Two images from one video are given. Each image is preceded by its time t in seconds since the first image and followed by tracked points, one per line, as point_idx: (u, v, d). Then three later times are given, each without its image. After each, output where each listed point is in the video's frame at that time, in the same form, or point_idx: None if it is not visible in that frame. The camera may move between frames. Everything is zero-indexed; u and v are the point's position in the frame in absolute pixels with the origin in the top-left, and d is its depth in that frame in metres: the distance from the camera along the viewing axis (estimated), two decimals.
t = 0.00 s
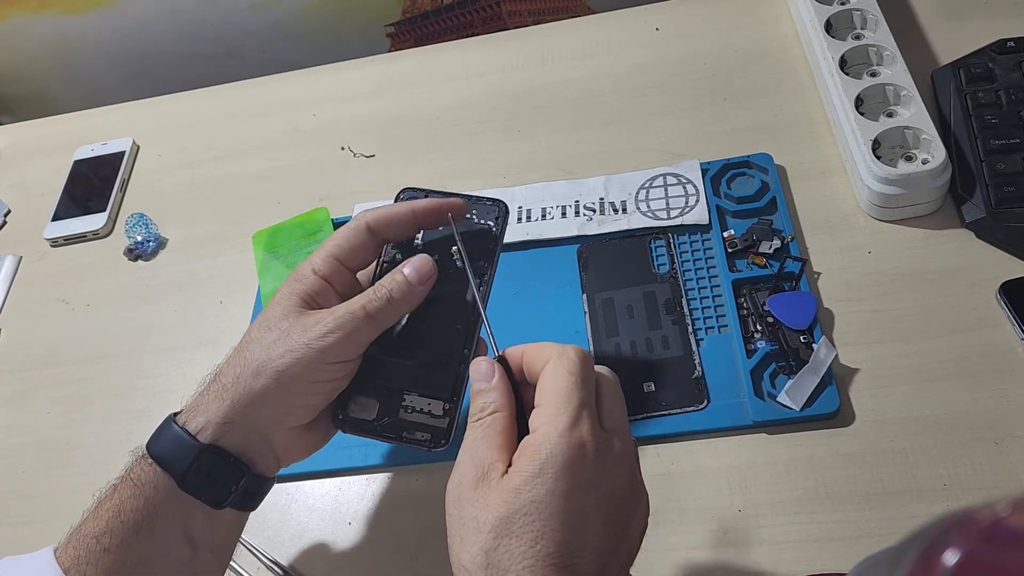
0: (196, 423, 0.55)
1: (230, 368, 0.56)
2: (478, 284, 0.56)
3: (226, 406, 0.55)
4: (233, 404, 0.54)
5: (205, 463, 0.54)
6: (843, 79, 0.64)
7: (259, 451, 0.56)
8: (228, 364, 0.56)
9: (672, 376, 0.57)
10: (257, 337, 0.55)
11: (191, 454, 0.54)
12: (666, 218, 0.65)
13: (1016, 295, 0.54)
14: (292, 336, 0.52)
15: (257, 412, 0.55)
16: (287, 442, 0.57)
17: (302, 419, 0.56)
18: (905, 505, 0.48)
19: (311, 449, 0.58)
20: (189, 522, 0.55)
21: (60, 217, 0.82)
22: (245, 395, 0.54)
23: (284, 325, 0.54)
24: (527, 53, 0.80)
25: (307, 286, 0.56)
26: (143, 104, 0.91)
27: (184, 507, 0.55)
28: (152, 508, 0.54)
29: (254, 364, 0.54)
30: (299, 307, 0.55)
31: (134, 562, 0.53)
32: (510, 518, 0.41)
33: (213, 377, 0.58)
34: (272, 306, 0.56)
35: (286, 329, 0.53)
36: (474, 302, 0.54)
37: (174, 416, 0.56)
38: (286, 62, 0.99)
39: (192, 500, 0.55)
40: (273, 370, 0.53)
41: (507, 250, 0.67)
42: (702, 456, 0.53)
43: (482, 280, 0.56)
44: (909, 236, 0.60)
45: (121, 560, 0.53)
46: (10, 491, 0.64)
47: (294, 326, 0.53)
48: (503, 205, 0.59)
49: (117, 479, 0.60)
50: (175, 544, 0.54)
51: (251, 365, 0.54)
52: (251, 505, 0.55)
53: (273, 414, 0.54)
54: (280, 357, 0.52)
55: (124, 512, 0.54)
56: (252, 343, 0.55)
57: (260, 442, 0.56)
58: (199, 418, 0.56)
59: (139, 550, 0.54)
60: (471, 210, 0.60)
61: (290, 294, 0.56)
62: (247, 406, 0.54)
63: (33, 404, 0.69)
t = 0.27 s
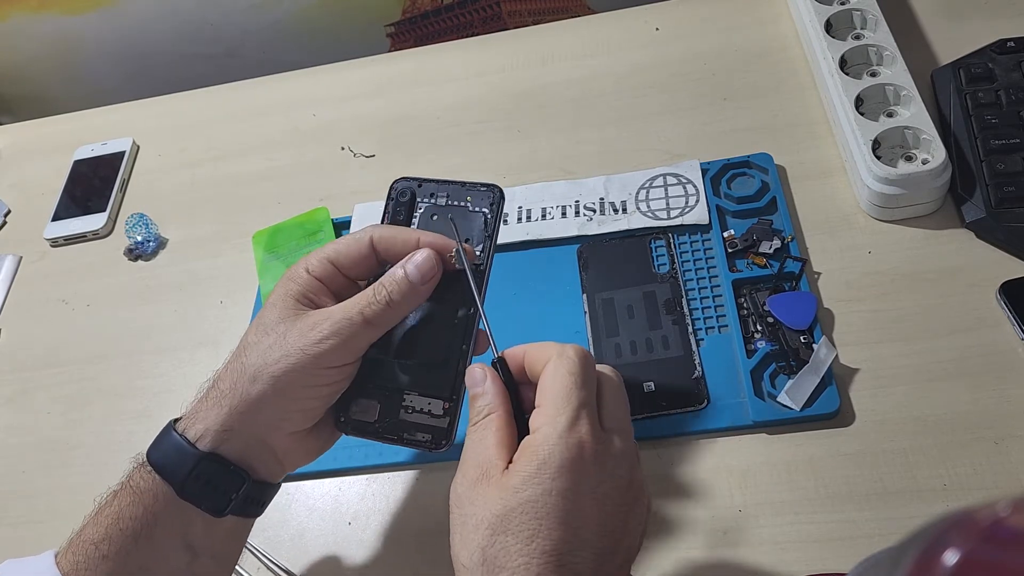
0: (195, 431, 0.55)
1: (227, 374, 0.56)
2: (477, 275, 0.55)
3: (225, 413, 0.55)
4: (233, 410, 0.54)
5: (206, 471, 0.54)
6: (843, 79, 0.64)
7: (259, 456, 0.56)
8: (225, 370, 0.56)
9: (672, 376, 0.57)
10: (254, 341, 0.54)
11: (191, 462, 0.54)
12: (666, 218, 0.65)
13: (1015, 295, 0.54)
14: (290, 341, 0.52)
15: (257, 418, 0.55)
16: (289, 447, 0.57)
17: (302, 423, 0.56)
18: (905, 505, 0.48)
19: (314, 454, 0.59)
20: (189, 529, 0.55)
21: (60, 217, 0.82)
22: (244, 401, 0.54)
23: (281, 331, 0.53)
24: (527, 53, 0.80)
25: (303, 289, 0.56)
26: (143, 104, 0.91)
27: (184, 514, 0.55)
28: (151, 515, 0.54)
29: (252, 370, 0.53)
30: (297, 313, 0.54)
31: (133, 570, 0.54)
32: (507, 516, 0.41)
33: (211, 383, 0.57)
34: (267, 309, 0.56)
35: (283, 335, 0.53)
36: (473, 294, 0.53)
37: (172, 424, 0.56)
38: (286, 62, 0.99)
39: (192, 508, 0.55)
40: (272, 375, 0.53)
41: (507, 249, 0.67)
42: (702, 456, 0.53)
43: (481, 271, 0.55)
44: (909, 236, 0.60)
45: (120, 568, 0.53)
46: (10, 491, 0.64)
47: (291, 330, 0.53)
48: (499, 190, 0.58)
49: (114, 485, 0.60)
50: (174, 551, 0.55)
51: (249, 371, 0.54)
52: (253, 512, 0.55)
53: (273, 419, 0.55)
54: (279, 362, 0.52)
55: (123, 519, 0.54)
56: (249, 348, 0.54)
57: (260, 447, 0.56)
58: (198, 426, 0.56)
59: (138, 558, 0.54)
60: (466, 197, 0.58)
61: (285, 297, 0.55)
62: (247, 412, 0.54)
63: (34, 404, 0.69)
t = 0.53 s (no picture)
0: (200, 436, 0.56)
1: (231, 378, 0.55)
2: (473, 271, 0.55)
3: (229, 418, 0.55)
4: (237, 416, 0.54)
5: (209, 476, 0.54)
6: (843, 79, 0.64)
7: (264, 461, 0.56)
8: (229, 374, 0.56)
9: (672, 377, 0.57)
10: (259, 346, 0.54)
11: (194, 467, 0.54)
12: (666, 218, 0.65)
13: (1016, 295, 0.54)
14: (295, 347, 0.52)
15: (262, 424, 0.55)
16: (295, 452, 0.57)
17: (308, 428, 0.56)
18: (905, 505, 0.48)
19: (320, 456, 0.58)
20: (192, 534, 0.56)
21: (60, 217, 0.82)
22: (249, 407, 0.54)
23: (286, 337, 0.53)
24: (527, 53, 0.80)
25: (302, 290, 0.55)
26: (143, 104, 0.91)
27: (186, 519, 0.55)
28: (153, 520, 0.54)
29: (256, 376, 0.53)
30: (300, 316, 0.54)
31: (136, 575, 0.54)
32: (504, 516, 0.41)
33: (215, 387, 0.57)
34: (269, 310, 0.55)
35: (288, 342, 0.53)
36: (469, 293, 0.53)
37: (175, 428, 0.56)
38: (286, 62, 0.99)
39: (194, 512, 0.55)
40: (276, 381, 0.53)
41: (507, 249, 0.67)
42: (702, 456, 0.53)
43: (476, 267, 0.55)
44: (909, 236, 0.60)
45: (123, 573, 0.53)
46: (10, 491, 0.64)
47: (296, 335, 0.52)
48: (491, 182, 0.57)
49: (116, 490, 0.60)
50: (176, 556, 0.55)
51: (253, 377, 0.53)
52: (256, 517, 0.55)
53: (278, 426, 0.54)
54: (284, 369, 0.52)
55: (126, 524, 0.54)
56: (254, 354, 0.54)
57: (265, 452, 0.56)
58: (202, 431, 0.56)
59: (141, 563, 0.54)
60: (459, 190, 0.58)
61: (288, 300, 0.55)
62: (252, 417, 0.54)
63: (34, 404, 0.69)
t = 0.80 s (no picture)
0: (200, 437, 0.55)
1: (230, 379, 0.55)
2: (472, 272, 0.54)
3: (227, 419, 0.55)
4: (236, 416, 0.54)
5: (209, 479, 0.54)
6: (843, 78, 0.64)
7: (264, 462, 0.56)
8: (228, 375, 0.56)
9: (672, 377, 0.57)
10: (258, 346, 0.54)
11: (194, 469, 0.54)
12: (665, 218, 0.65)
13: (1015, 295, 0.54)
14: (293, 345, 0.52)
15: (261, 424, 0.54)
16: (296, 452, 0.57)
17: (308, 428, 0.56)
18: (905, 505, 0.48)
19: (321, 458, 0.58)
20: (192, 535, 0.55)
21: (60, 217, 0.82)
22: (248, 407, 0.54)
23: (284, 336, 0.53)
24: (527, 53, 0.80)
25: (302, 292, 0.55)
26: (143, 104, 0.91)
27: (186, 521, 0.55)
28: (154, 522, 0.54)
29: (255, 375, 0.53)
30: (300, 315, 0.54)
31: None
32: (498, 517, 0.41)
33: (214, 388, 0.57)
34: (269, 312, 0.55)
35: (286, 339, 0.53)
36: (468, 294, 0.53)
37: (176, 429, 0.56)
38: (286, 62, 0.99)
39: (194, 514, 0.55)
40: (275, 380, 0.52)
41: (507, 250, 0.67)
42: (702, 456, 0.53)
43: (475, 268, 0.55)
44: (909, 237, 0.60)
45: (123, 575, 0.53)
46: (9, 491, 0.64)
47: (294, 334, 0.52)
48: (492, 185, 0.57)
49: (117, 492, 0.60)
50: (176, 558, 0.55)
51: (252, 376, 0.53)
52: (256, 519, 0.55)
53: (277, 425, 0.54)
54: (282, 366, 0.52)
55: (126, 526, 0.54)
56: (253, 353, 0.54)
57: (265, 453, 0.56)
58: (202, 432, 0.55)
59: (140, 565, 0.54)
60: (459, 192, 0.58)
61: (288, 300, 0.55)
62: (251, 417, 0.54)
63: (34, 404, 0.69)
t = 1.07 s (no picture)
0: (195, 433, 0.56)
1: (228, 375, 0.56)
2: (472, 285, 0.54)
3: (222, 415, 0.55)
4: (230, 411, 0.55)
5: (206, 475, 0.54)
6: (843, 79, 0.64)
7: (261, 460, 0.57)
8: (226, 372, 0.57)
9: (671, 377, 0.57)
10: (253, 341, 0.55)
11: (190, 464, 0.54)
12: (666, 218, 0.65)
13: (1015, 295, 0.54)
14: (284, 339, 0.52)
15: (254, 419, 0.55)
16: (289, 450, 0.57)
17: (299, 425, 0.56)
18: (906, 505, 0.48)
19: (316, 458, 0.58)
20: (189, 532, 0.56)
21: (60, 217, 0.82)
22: (241, 402, 0.54)
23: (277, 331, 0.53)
24: (527, 53, 0.80)
25: (302, 291, 0.56)
26: (143, 104, 0.91)
27: (183, 517, 0.56)
28: (151, 518, 0.54)
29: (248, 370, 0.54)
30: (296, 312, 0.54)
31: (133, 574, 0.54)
32: (494, 518, 0.41)
33: (212, 387, 0.58)
34: (268, 310, 0.56)
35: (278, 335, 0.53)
36: (465, 304, 0.52)
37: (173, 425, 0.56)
38: (286, 63, 0.99)
39: (191, 510, 0.56)
40: (266, 374, 0.53)
41: (507, 250, 0.67)
42: (703, 456, 0.53)
43: (475, 282, 0.54)
44: (909, 236, 0.60)
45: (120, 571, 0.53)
46: (9, 491, 0.64)
47: (285, 327, 0.53)
48: (500, 198, 0.56)
49: (115, 490, 0.60)
50: (174, 555, 0.55)
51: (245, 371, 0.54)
52: (251, 517, 0.55)
53: (270, 421, 0.55)
54: (272, 360, 0.52)
55: (124, 522, 0.54)
56: (248, 349, 0.55)
57: (260, 450, 0.56)
58: (198, 427, 0.56)
59: (138, 561, 0.54)
60: (468, 203, 0.57)
61: (286, 297, 0.56)
62: (243, 413, 0.54)
63: (34, 404, 0.69)
